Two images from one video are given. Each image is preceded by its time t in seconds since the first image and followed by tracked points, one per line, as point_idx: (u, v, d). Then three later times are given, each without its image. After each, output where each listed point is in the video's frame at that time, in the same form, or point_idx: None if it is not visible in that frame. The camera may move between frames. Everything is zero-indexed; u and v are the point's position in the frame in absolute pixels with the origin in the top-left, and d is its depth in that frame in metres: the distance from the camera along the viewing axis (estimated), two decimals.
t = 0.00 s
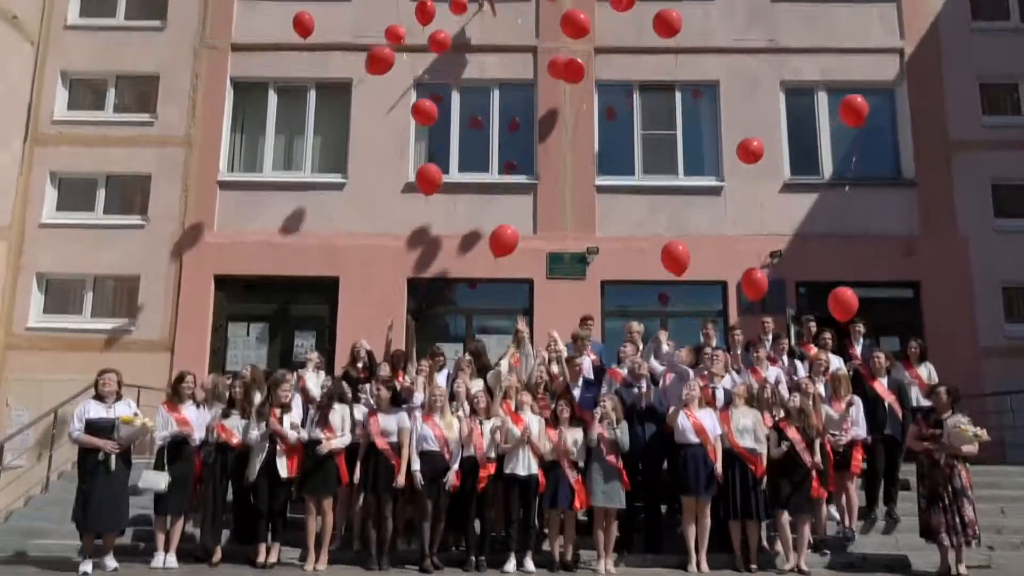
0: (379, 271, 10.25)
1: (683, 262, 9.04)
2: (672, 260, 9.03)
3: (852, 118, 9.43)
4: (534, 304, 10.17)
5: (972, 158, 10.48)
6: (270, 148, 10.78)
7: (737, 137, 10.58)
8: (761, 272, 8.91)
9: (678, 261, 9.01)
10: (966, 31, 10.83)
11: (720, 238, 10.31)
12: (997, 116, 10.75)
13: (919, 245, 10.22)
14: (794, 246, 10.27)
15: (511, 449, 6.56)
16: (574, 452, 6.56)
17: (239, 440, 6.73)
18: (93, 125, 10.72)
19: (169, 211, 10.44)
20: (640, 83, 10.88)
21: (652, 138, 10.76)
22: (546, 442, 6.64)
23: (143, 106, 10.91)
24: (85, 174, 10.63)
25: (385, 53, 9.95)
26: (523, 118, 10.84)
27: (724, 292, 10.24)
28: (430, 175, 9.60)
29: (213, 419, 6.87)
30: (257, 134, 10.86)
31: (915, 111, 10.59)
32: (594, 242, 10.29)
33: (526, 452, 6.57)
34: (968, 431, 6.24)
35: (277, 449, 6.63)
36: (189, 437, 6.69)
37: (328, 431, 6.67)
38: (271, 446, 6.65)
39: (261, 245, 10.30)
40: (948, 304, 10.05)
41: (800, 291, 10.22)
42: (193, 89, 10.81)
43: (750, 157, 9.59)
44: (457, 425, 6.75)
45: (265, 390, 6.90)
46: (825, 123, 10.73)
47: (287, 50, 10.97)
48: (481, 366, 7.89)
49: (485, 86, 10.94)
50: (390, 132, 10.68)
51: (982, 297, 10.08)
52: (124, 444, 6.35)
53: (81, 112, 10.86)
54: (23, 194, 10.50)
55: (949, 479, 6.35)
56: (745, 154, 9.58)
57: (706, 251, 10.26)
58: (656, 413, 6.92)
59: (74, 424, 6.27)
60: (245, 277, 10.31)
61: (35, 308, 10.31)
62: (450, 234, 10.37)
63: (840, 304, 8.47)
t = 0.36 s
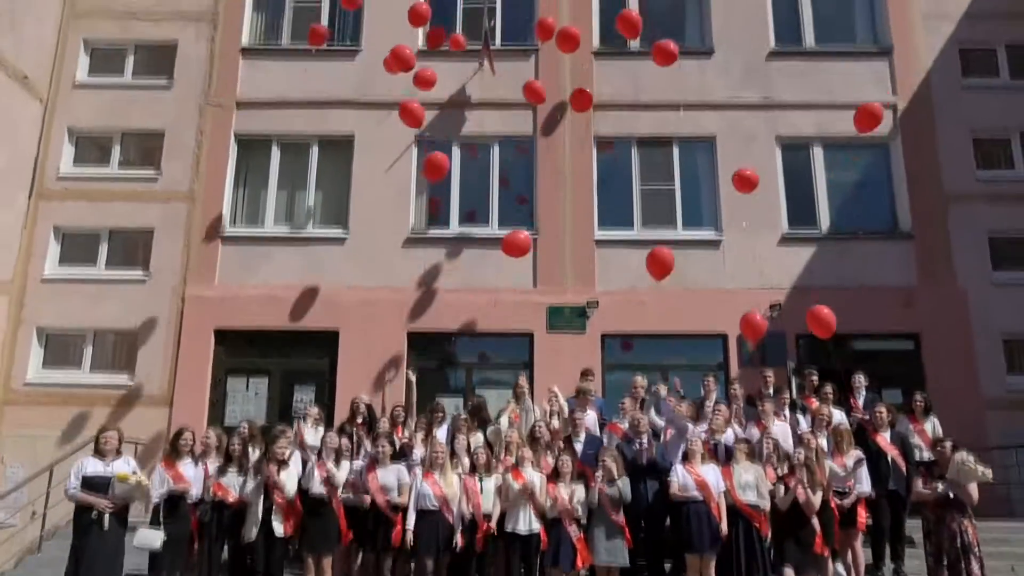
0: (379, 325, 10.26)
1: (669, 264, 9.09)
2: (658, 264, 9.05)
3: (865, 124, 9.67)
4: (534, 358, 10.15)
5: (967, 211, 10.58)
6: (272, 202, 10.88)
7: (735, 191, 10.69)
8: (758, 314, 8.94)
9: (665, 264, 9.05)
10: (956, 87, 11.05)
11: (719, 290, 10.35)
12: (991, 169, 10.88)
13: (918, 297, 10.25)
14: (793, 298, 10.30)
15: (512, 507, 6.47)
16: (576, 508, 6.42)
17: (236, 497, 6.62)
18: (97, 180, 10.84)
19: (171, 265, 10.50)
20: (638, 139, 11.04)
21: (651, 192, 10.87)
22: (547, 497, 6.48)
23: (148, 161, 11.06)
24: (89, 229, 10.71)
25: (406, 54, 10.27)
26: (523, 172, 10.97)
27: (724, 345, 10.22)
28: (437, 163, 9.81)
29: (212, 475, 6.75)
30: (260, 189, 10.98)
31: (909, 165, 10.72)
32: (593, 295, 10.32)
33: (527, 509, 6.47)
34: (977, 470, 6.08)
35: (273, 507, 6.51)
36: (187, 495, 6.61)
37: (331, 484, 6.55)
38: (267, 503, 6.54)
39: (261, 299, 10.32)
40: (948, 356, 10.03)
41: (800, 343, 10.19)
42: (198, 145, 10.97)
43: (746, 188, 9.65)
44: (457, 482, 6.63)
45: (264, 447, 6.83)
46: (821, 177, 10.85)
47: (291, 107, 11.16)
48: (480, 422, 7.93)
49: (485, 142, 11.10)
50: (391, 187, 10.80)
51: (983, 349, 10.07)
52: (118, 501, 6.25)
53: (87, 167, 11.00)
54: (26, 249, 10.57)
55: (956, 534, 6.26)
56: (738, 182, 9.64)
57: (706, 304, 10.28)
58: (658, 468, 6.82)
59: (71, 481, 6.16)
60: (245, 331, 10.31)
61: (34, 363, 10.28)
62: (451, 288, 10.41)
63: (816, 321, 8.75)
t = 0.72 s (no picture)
0: (378, 382, 10.21)
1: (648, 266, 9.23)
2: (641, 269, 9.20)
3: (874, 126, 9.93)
4: (534, 416, 10.08)
5: (964, 268, 10.65)
6: (273, 261, 10.96)
7: (732, 249, 10.78)
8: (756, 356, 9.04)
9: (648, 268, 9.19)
10: (948, 146, 11.24)
11: (719, 347, 10.34)
12: (985, 226, 10.98)
13: (918, 353, 10.23)
14: (792, 355, 10.27)
15: (510, 569, 6.31)
16: (577, 569, 6.34)
17: (228, 561, 6.47)
18: (100, 239, 10.93)
19: (170, 322, 10.51)
20: (636, 198, 11.19)
21: (649, 250, 10.95)
22: (548, 559, 6.36)
23: (150, 220, 11.17)
24: (89, 287, 10.75)
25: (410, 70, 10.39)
26: (523, 231, 11.08)
27: (725, 402, 10.15)
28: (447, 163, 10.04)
29: (206, 536, 6.63)
30: (261, 247, 11.06)
31: (904, 222, 10.84)
32: (593, 353, 10.31)
33: (526, 570, 6.29)
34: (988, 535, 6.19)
35: (265, 569, 6.48)
36: (179, 558, 6.52)
37: (331, 546, 6.62)
38: (261, 566, 6.49)
39: (260, 357, 10.31)
40: (950, 413, 9.97)
41: (801, 401, 10.12)
42: (201, 204, 11.10)
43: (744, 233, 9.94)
44: (456, 545, 6.49)
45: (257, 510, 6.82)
46: (817, 235, 10.96)
47: (293, 167, 11.34)
48: (481, 481, 7.90)
49: (485, 201, 11.24)
50: (391, 245, 10.89)
51: (985, 406, 10.00)
52: (113, 565, 6.57)
53: (90, 226, 11.11)
54: (26, 307, 10.59)
55: None
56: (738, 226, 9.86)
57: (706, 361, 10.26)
58: (659, 528, 6.74)
59: (65, 544, 6.55)
60: (243, 389, 10.26)
61: (29, 422, 10.20)
62: (450, 345, 10.41)
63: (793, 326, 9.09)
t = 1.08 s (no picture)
0: (375, 439, 10.12)
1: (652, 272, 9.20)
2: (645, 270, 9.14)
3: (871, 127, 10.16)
4: (533, 473, 9.96)
5: (960, 324, 10.67)
6: (271, 316, 10.96)
7: (730, 304, 10.81)
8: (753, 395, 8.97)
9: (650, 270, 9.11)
10: (941, 203, 11.38)
11: (718, 403, 10.30)
12: (980, 282, 11.04)
13: (918, 409, 10.19)
14: (792, 410, 10.22)
15: None
16: None
17: None
18: (99, 294, 10.95)
19: (167, 378, 10.47)
20: (633, 253, 11.27)
21: (647, 305, 10.97)
22: None
23: (150, 276, 11.21)
24: (87, 342, 10.73)
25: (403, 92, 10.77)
26: (521, 286, 11.12)
27: (725, 458, 10.05)
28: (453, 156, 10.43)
29: None
30: (260, 303, 11.08)
31: (901, 278, 10.90)
32: (592, 408, 10.25)
33: None
34: None
35: None
36: None
37: None
38: None
39: (257, 413, 10.24)
40: (953, 470, 9.87)
41: (802, 457, 10.02)
42: (201, 260, 11.16)
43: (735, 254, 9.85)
44: None
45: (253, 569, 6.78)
46: (814, 290, 11.02)
47: (294, 223, 11.44)
48: (479, 540, 7.81)
49: (484, 256, 11.32)
50: (390, 300, 10.92)
51: (988, 463, 9.92)
52: None
53: (89, 281, 11.14)
54: (22, 362, 10.54)
55: None
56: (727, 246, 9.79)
57: (706, 417, 10.20)
58: None
59: None
60: (239, 445, 10.16)
61: (21, 479, 10.06)
62: (448, 401, 10.36)
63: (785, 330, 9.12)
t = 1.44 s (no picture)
0: (373, 487, 10.01)
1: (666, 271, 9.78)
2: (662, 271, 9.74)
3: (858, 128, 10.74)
4: (533, 522, 9.84)
5: (961, 369, 10.65)
6: (269, 364, 10.93)
7: (729, 350, 10.80)
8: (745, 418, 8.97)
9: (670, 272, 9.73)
10: (937, 248, 11.45)
11: (719, 450, 10.21)
12: (979, 326, 11.03)
13: (921, 455, 10.12)
14: (794, 457, 10.13)
15: None
16: None
17: None
18: (97, 343, 10.93)
19: (165, 427, 10.40)
20: (632, 299, 11.30)
21: (647, 351, 10.96)
22: None
23: (149, 324, 11.20)
24: (84, 392, 10.67)
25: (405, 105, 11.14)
26: (520, 332, 11.12)
27: (727, 505, 9.94)
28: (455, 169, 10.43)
29: None
30: (258, 350, 11.06)
31: (899, 323, 10.92)
32: (592, 456, 10.17)
33: None
34: None
35: None
36: None
37: None
38: None
39: (255, 462, 10.16)
40: (958, 517, 9.75)
41: (805, 505, 9.91)
42: (200, 308, 11.18)
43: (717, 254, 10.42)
44: None
45: None
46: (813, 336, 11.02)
47: (293, 271, 11.48)
48: None
49: (483, 303, 11.34)
50: (389, 347, 10.90)
51: (993, 510, 9.81)
52: None
53: (88, 330, 11.13)
54: (19, 412, 10.47)
55: None
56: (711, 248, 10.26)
57: (707, 464, 10.11)
58: None
59: None
60: (235, 495, 10.04)
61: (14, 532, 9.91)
62: (447, 449, 10.28)
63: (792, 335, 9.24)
